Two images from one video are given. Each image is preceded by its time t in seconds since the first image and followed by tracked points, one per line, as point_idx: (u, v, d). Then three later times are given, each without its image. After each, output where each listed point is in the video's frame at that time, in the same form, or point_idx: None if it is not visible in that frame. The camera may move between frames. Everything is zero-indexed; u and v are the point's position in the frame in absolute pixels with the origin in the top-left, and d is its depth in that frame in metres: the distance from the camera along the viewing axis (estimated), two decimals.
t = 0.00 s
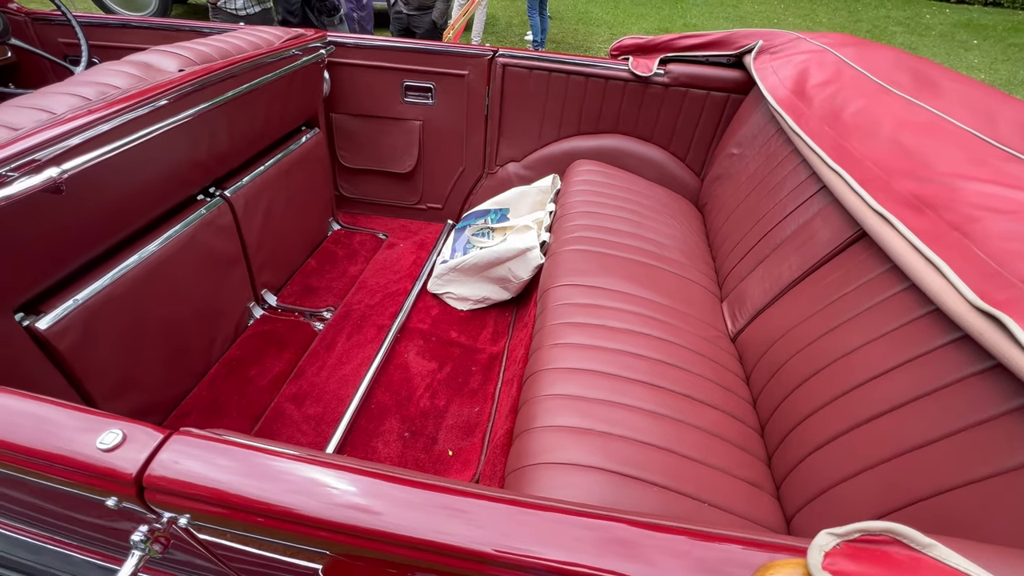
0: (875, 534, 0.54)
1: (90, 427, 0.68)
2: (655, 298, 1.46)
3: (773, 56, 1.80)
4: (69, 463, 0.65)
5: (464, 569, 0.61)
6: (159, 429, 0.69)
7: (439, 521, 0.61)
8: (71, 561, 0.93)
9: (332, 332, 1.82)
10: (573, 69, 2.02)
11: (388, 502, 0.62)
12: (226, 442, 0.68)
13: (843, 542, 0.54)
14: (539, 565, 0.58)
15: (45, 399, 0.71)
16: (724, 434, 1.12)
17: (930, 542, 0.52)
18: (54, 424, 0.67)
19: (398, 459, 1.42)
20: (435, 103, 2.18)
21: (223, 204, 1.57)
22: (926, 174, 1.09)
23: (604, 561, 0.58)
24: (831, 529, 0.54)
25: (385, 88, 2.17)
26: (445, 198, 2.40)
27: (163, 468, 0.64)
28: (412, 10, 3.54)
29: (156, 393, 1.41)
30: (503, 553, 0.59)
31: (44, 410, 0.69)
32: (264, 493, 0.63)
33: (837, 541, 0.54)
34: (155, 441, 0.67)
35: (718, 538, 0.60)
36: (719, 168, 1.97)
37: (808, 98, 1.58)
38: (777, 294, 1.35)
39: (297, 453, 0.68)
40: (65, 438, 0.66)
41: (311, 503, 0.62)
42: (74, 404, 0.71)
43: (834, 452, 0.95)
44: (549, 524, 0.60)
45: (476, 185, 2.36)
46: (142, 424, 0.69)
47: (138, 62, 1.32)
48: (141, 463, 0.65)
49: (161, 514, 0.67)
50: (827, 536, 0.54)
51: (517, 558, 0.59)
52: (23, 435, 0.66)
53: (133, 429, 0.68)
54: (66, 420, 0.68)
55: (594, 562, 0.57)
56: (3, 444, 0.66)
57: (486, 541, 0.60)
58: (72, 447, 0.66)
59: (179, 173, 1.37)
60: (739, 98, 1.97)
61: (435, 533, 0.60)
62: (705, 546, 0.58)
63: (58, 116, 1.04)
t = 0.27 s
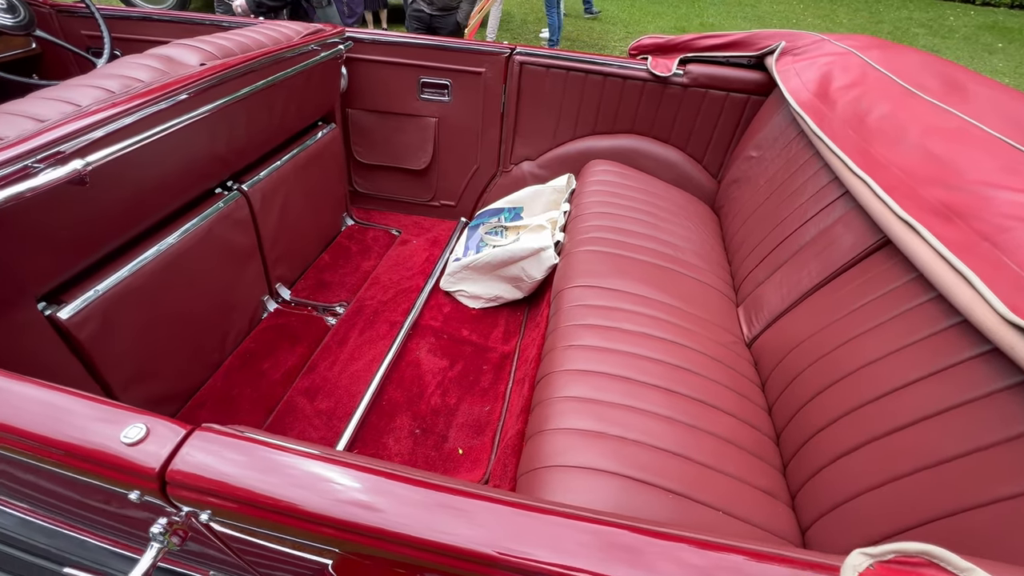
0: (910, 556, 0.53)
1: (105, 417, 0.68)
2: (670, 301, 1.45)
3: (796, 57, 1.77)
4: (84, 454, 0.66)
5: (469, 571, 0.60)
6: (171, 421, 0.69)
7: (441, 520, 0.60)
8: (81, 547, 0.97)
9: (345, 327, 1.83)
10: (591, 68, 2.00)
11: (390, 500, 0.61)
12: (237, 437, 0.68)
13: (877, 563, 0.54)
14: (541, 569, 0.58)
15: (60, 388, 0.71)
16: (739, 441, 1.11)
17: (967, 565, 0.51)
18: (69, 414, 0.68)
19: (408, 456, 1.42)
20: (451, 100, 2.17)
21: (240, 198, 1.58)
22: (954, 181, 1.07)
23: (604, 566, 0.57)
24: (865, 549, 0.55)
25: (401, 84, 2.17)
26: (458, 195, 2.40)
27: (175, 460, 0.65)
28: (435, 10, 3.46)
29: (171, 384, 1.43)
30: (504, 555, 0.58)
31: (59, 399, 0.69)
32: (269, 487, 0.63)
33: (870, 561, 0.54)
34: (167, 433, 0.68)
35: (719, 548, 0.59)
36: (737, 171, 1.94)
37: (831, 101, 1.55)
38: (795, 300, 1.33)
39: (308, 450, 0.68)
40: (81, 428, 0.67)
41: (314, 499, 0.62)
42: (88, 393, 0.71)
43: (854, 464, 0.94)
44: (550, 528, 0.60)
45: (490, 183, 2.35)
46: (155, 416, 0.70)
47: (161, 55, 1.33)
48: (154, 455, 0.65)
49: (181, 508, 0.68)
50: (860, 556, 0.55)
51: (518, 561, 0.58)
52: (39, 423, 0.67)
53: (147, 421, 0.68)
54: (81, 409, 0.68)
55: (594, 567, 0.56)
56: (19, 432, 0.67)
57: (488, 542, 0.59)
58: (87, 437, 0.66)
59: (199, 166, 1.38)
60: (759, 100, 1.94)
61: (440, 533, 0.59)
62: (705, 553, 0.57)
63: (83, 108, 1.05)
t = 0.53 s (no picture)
0: None
1: (107, 419, 0.67)
2: (682, 305, 1.42)
3: (816, 57, 1.73)
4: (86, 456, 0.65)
5: None
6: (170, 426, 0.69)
7: (439, 527, 0.60)
8: (94, 540, 0.97)
9: (353, 325, 1.83)
10: (605, 66, 1.97)
11: (389, 509, 0.61)
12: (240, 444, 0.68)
13: None
14: None
15: (63, 389, 0.71)
16: (752, 450, 1.09)
17: None
18: (72, 415, 0.67)
19: (415, 456, 1.42)
20: (463, 97, 2.15)
21: (251, 194, 1.57)
22: (982, 188, 1.03)
23: None
24: None
25: (413, 81, 2.15)
26: (468, 193, 2.38)
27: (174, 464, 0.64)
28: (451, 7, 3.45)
29: (180, 379, 1.43)
30: (501, 570, 0.57)
31: (62, 400, 0.69)
32: (266, 494, 0.62)
33: None
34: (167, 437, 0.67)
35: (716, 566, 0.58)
36: (752, 172, 1.91)
37: (852, 103, 1.51)
38: (811, 307, 1.30)
39: (311, 458, 0.67)
40: (82, 429, 0.66)
41: (312, 507, 0.61)
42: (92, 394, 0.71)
43: (873, 479, 0.92)
44: (547, 542, 0.59)
45: (501, 182, 2.34)
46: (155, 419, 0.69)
47: (173, 50, 1.32)
48: (154, 459, 0.64)
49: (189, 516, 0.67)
50: None
51: None
52: (41, 425, 0.67)
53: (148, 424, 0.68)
54: (83, 411, 0.68)
55: None
56: (22, 433, 0.66)
57: (485, 556, 0.58)
58: (88, 439, 0.66)
59: (210, 162, 1.37)
60: (776, 100, 1.91)
61: (438, 546, 0.58)
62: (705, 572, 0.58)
63: (96, 103, 1.04)
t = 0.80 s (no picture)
0: None
1: (109, 416, 0.66)
2: (694, 305, 1.40)
3: (833, 53, 1.70)
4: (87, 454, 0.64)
5: None
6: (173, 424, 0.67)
7: (439, 527, 0.58)
8: (101, 535, 0.97)
9: (360, 322, 1.81)
10: (616, 60, 1.94)
11: (389, 509, 0.60)
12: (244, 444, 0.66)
13: None
14: None
15: (65, 385, 0.69)
16: (767, 453, 1.07)
17: None
18: (73, 412, 0.66)
19: (424, 455, 1.40)
20: (471, 91, 2.13)
21: (259, 188, 1.56)
22: (1009, 189, 1.01)
23: None
24: None
25: (421, 74, 2.12)
26: (476, 188, 2.36)
27: (175, 464, 0.63)
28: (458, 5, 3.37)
29: (187, 374, 1.42)
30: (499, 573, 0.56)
31: (63, 396, 0.68)
32: (266, 493, 0.61)
33: None
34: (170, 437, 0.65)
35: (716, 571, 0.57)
36: (765, 170, 1.88)
37: (871, 100, 1.48)
38: (827, 308, 1.28)
39: (313, 457, 0.66)
40: (84, 427, 0.65)
41: (311, 507, 0.60)
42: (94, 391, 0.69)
43: (893, 485, 0.90)
44: (547, 545, 0.58)
45: (509, 177, 2.31)
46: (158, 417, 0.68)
47: (182, 41, 1.31)
48: (157, 459, 0.63)
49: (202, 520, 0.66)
50: None
51: None
52: (41, 421, 0.65)
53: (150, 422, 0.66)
54: (84, 407, 0.66)
55: None
56: (21, 430, 0.65)
57: (483, 559, 0.56)
58: (90, 437, 0.64)
59: (219, 156, 1.36)
60: (791, 96, 1.87)
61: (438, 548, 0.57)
62: None
63: (105, 95, 1.03)
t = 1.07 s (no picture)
0: None
1: (117, 404, 0.66)
2: (714, 300, 1.39)
3: (853, 44, 1.67)
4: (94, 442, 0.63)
5: None
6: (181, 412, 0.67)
7: (441, 514, 0.58)
8: (118, 527, 0.97)
9: (374, 317, 1.80)
10: (631, 52, 1.92)
11: (389, 496, 0.59)
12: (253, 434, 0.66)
13: None
14: None
15: (71, 373, 0.69)
16: (791, 450, 1.07)
17: None
18: (80, 399, 0.66)
19: (441, 450, 1.40)
20: (483, 84, 2.10)
21: (273, 182, 1.54)
22: None
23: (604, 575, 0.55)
24: None
25: (432, 67, 2.10)
26: (486, 182, 2.34)
27: (181, 453, 0.62)
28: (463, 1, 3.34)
29: (203, 370, 1.41)
30: (501, 561, 0.56)
31: (70, 383, 0.67)
32: (273, 482, 0.61)
33: None
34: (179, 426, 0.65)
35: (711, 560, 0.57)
36: (781, 163, 1.86)
37: (893, 92, 1.46)
38: (849, 304, 1.27)
39: (321, 446, 0.66)
40: (92, 415, 0.65)
41: (316, 495, 0.60)
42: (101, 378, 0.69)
43: (922, 483, 0.89)
44: (547, 532, 0.57)
45: (520, 171, 2.30)
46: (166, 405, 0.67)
47: (196, 33, 1.29)
48: (165, 448, 0.63)
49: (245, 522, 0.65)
50: None
51: (512, 567, 0.55)
52: (47, 408, 0.65)
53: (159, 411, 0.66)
54: (91, 395, 0.66)
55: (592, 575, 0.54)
56: (27, 417, 0.65)
57: (484, 545, 0.56)
58: (98, 424, 0.64)
59: (234, 150, 1.34)
60: (808, 89, 1.85)
61: (439, 534, 0.57)
62: (703, 566, 0.56)
63: (122, 88, 1.01)
